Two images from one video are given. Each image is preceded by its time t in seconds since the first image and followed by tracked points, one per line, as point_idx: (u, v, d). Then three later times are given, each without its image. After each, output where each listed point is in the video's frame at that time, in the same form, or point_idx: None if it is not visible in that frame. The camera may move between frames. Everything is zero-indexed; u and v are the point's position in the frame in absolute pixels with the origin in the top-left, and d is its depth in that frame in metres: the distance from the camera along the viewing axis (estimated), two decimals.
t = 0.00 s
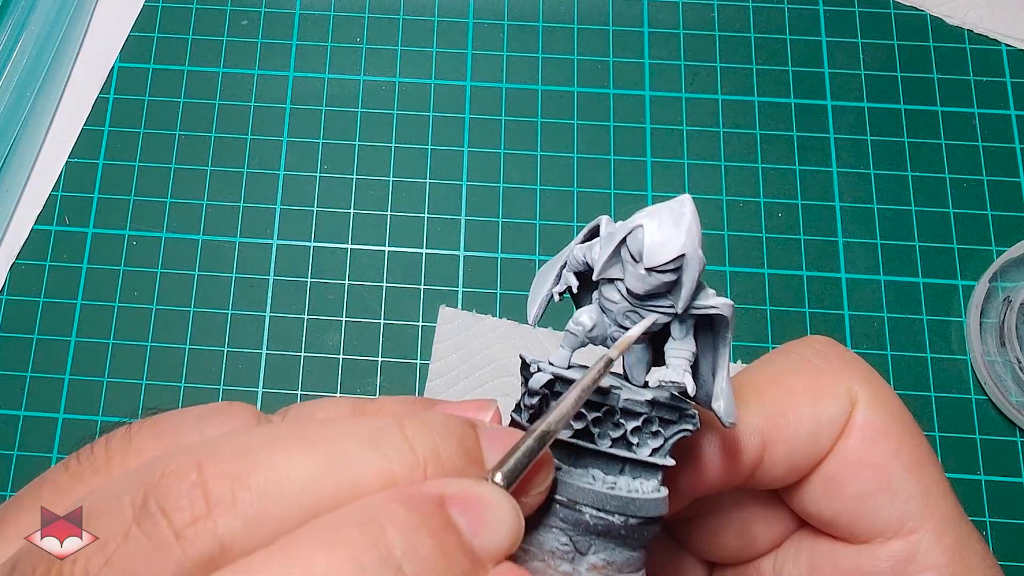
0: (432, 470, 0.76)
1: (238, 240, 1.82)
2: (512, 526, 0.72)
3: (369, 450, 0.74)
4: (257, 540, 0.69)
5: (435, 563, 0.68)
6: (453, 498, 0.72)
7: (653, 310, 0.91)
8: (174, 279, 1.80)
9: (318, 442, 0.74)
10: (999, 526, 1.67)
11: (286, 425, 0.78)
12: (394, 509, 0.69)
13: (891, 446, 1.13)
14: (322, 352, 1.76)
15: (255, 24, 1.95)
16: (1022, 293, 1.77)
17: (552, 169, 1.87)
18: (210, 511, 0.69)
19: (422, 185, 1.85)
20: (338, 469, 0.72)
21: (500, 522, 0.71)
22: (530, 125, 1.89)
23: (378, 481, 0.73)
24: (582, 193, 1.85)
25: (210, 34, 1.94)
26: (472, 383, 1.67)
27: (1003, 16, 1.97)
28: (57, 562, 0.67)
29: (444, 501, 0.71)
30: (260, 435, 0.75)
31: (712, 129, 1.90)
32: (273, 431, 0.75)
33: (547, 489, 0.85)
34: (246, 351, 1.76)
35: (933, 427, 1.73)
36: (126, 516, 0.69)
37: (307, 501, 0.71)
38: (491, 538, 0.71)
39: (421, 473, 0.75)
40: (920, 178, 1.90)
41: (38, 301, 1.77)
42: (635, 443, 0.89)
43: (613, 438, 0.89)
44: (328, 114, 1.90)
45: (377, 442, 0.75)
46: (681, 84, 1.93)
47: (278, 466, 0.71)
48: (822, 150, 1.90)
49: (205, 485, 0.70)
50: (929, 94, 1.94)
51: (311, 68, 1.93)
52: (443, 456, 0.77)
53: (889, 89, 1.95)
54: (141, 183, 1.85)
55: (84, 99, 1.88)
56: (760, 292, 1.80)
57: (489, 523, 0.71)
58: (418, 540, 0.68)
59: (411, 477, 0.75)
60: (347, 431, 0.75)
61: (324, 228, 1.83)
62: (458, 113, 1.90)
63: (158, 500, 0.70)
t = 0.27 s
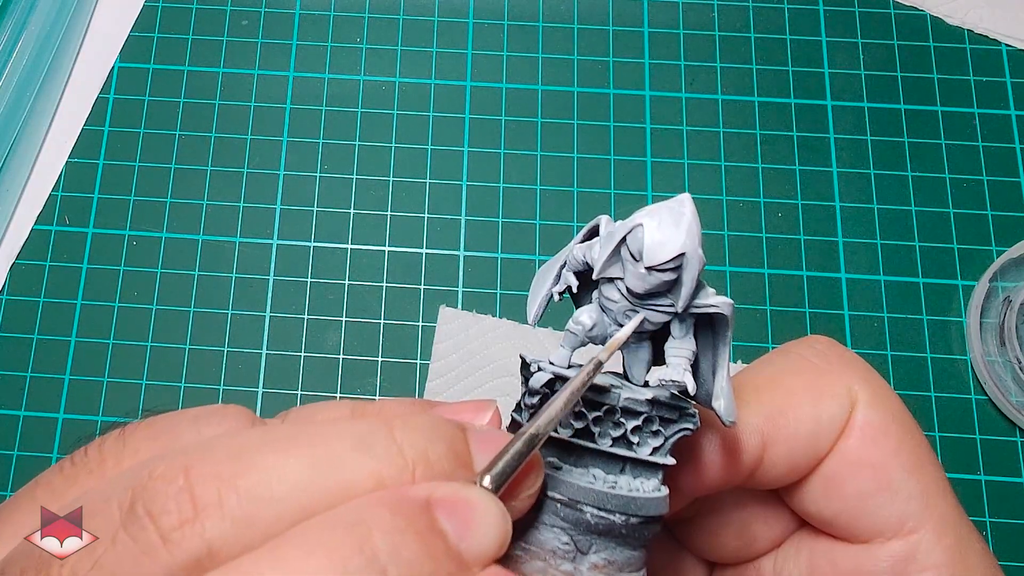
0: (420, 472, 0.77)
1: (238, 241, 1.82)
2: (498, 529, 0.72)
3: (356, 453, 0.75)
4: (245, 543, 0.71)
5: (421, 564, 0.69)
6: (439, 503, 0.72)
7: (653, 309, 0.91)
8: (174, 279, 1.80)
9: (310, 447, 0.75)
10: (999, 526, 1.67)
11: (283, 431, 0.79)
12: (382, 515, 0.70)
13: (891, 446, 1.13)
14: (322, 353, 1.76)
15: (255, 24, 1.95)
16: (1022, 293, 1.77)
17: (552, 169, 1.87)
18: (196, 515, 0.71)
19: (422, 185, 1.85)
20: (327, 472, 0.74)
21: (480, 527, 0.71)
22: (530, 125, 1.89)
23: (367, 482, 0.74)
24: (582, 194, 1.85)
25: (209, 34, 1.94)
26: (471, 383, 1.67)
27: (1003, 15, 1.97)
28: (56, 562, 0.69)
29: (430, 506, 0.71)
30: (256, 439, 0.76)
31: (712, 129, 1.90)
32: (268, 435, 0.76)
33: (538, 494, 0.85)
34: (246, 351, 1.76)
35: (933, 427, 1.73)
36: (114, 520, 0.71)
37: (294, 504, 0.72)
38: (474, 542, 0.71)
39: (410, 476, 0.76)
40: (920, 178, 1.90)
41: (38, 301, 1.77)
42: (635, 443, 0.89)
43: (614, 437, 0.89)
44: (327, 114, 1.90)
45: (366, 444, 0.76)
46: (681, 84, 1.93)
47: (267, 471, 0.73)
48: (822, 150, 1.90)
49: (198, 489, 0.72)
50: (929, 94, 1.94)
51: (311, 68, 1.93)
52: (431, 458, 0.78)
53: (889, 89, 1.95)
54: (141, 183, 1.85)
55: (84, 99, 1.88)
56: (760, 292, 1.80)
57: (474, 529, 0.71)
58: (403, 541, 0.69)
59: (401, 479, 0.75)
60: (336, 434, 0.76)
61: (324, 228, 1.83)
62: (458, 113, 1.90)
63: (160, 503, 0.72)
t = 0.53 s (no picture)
0: (353, 492, 0.74)
1: (238, 241, 1.82)
2: (422, 552, 0.65)
3: (284, 466, 0.73)
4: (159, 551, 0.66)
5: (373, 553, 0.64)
6: (359, 522, 0.65)
7: (638, 291, 0.92)
8: (174, 278, 1.80)
9: (249, 456, 0.74)
10: (999, 526, 1.67)
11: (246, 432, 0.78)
12: (296, 529, 0.62)
13: (866, 435, 1.13)
14: (322, 353, 1.76)
15: (255, 24, 1.95)
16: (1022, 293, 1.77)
17: (552, 168, 1.87)
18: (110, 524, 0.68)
19: (422, 185, 1.85)
20: (258, 480, 0.72)
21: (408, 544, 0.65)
22: (530, 125, 1.89)
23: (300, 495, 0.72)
24: (582, 194, 1.85)
25: (209, 34, 1.94)
26: (471, 383, 1.68)
27: (1003, 15, 1.97)
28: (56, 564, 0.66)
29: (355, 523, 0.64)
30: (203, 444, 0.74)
31: (712, 129, 1.90)
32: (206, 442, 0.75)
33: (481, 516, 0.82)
34: (246, 351, 1.76)
35: (933, 427, 1.73)
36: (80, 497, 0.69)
37: (216, 516, 0.70)
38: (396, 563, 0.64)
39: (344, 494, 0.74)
40: (920, 178, 1.90)
41: (38, 301, 1.77)
42: (631, 427, 0.90)
43: (610, 424, 0.90)
44: (327, 114, 1.90)
45: (296, 458, 0.74)
46: (681, 84, 1.93)
47: (194, 480, 0.71)
48: (822, 149, 1.90)
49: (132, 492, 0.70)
50: (929, 94, 1.94)
51: (311, 68, 1.93)
52: (364, 479, 0.76)
53: (889, 89, 1.95)
54: (141, 183, 1.85)
55: (84, 99, 1.88)
56: (760, 292, 1.80)
57: (396, 548, 0.64)
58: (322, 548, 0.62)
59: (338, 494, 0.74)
60: (269, 445, 0.75)
61: (324, 228, 1.83)
62: (458, 113, 1.90)
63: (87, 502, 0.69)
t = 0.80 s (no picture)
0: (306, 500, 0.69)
1: (238, 241, 1.82)
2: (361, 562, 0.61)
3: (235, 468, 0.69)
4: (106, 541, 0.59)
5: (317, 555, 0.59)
6: (293, 531, 0.60)
7: (623, 271, 0.94)
8: (174, 279, 1.80)
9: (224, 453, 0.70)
10: (999, 526, 1.67)
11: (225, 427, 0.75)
12: (221, 535, 0.57)
13: (839, 420, 1.16)
14: (322, 353, 1.76)
15: (255, 24, 1.95)
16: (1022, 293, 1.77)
17: (552, 168, 1.86)
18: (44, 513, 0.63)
19: (422, 185, 1.85)
20: (209, 481, 0.67)
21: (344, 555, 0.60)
22: (530, 125, 1.89)
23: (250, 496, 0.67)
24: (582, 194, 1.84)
25: (209, 33, 1.94)
26: (471, 383, 1.69)
27: (1003, 15, 1.97)
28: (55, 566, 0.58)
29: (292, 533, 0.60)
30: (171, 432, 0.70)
31: (712, 129, 1.90)
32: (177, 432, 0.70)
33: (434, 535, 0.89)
34: (246, 351, 1.75)
35: (933, 427, 1.73)
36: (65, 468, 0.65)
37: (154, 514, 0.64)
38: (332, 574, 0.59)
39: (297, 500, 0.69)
40: (920, 178, 1.90)
41: (38, 301, 1.77)
42: (626, 407, 0.90)
43: (609, 405, 0.89)
44: (327, 114, 1.90)
45: (246, 457, 0.70)
46: (681, 84, 1.93)
47: (140, 474, 0.65)
48: (822, 149, 1.90)
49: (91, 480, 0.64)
50: (929, 94, 1.94)
51: (311, 68, 1.93)
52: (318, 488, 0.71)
53: (889, 90, 1.95)
54: (141, 183, 1.85)
55: (84, 99, 1.88)
56: (760, 292, 1.80)
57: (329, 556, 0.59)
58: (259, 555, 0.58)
59: (283, 501, 0.68)
60: (220, 442, 0.70)
61: (324, 228, 1.83)
62: (458, 113, 1.89)
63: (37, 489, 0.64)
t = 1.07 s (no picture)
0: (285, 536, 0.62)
1: (238, 240, 1.82)
2: None
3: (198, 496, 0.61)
4: None
5: None
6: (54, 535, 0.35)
7: (629, 270, 0.94)
8: (174, 278, 1.80)
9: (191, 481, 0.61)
10: (999, 526, 1.67)
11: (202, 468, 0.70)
12: None
13: (841, 418, 1.16)
14: (322, 353, 1.76)
15: (255, 24, 1.95)
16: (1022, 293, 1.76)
17: (552, 168, 1.86)
18: None
19: (422, 186, 1.85)
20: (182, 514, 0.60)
21: None
22: (530, 126, 1.89)
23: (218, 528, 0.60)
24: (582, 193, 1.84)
25: (209, 33, 1.94)
26: (471, 383, 1.69)
27: (1004, 15, 1.97)
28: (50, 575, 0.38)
29: None
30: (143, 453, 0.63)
31: (712, 129, 1.90)
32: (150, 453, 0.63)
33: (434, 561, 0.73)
34: (246, 351, 1.75)
35: (933, 427, 1.73)
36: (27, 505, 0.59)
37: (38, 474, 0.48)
38: None
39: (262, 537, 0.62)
40: (920, 178, 1.90)
41: (39, 301, 1.77)
42: (632, 404, 0.90)
43: (615, 403, 0.90)
44: (327, 114, 1.90)
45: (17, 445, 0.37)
46: (681, 84, 1.93)
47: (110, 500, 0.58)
48: (822, 149, 1.90)
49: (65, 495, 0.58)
50: (929, 94, 1.94)
51: (311, 68, 1.93)
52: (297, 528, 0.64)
53: (889, 90, 1.95)
54: (141, 183, 1.85)
55: (84, 99, 1.88)
56: (760, 292, 1.80)
57: None
58: None
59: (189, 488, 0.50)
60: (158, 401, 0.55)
61: (324, 228, 1.83)
62: (458, 113, 1.90)
63: None
